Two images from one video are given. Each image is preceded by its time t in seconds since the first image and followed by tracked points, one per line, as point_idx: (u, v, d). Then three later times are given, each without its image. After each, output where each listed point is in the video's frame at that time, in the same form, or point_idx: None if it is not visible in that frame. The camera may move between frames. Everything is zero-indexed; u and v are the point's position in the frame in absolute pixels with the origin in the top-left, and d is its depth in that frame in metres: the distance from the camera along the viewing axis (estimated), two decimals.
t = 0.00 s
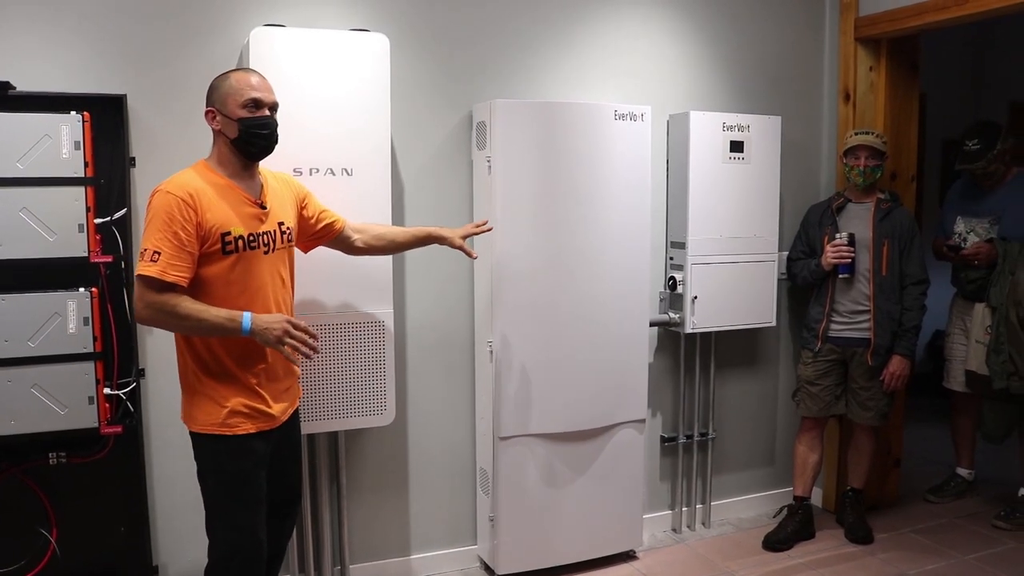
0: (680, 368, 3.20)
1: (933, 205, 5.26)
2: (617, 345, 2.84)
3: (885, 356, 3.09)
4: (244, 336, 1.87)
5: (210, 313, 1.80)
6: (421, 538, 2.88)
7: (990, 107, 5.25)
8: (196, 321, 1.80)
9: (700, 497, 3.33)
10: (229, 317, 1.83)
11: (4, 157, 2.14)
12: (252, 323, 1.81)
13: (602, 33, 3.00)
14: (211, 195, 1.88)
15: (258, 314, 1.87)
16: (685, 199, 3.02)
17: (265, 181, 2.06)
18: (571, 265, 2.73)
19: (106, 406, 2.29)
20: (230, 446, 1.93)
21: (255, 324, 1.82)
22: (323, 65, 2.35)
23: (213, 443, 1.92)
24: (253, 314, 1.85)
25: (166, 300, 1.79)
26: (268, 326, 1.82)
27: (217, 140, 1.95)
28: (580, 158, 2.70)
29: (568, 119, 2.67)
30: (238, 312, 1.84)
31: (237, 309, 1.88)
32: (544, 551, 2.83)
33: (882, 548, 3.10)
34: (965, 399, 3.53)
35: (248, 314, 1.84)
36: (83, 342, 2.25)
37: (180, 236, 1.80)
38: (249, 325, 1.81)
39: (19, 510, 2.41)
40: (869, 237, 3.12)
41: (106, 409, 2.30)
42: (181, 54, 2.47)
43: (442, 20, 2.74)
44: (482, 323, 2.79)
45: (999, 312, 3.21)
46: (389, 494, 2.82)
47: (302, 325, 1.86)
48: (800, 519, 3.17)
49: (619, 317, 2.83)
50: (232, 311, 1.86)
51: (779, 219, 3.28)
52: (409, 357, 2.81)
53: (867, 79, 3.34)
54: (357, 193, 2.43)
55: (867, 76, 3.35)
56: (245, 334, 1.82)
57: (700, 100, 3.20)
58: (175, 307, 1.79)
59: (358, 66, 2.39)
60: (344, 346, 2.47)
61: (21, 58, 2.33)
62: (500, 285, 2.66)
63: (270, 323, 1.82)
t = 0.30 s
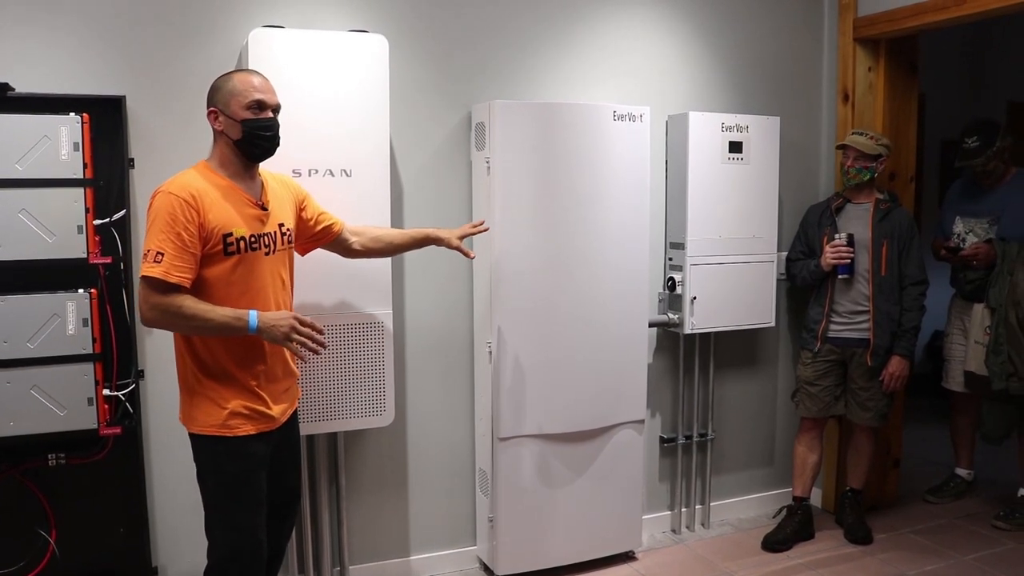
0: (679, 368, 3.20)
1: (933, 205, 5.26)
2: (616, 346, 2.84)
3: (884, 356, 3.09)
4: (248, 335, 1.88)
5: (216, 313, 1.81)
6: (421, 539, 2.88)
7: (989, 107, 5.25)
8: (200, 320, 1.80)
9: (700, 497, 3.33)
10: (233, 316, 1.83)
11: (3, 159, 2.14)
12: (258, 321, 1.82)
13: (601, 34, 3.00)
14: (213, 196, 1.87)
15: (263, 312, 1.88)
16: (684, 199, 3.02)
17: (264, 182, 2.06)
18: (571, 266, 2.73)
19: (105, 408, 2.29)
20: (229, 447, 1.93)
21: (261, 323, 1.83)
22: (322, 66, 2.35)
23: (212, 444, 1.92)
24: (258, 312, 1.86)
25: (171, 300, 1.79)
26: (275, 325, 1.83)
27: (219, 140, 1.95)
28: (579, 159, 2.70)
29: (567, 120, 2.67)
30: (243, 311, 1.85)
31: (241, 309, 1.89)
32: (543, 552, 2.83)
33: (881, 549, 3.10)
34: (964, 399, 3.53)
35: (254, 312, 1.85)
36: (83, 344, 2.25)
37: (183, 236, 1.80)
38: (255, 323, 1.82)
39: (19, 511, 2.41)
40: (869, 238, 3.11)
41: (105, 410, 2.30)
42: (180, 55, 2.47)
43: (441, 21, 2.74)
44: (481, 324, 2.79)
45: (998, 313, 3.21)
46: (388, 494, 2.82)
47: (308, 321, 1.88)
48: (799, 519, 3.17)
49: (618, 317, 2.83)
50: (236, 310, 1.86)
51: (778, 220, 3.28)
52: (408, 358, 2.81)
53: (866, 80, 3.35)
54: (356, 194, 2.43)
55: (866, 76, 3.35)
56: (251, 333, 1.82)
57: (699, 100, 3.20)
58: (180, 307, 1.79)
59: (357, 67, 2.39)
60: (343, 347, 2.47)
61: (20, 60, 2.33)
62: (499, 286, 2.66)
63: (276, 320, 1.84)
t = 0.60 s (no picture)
0: (679, 369, 3.20)
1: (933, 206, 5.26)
2: (615, 346, 2.84)
3: (884, 357, 3.09)
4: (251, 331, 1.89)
5: (225, 308, 1.78)
6: (420, 539, 2.88)
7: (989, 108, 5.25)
8: (210, 319, 1.78)
9: (699, 498, 3.33)
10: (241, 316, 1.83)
11: (3, 158, 2.14)
12: (268, 313, 1.78)
13: (601, 34, 3.00)
14: (219, 195, 1.87)
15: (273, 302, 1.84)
16: (684, 199, 3.02)
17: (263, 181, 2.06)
18: (571, 265, 2.74)
19: (105, 407, 2.30)
20: (230, 448, 1.93)
21: (271, 314, 1.79)
22: (322, 66, 2.35)
23: (212, 445, 1.92)
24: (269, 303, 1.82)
25: (180, 300, 1.77)
26: (285, 312, 1.78)
27: (228, 139, 1.94)
28: (579, 158, 2.70)
29: (568, 120, 2.67)
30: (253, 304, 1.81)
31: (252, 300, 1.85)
32: (542, 552, 2.83)
33: (881, 550, 3.10)
34: (963, 400, 3.54)
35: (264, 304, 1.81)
36: (83, 343, 2.25)
37: (191, 236, 1.79)
38: (265, 316, 1.79)
39: (19, 511, 2.41)
40: (869, 238, 3.12)
41: (106, 410, 2.30)
42: (180, 55, 2.47)
43: (441, 21, 2.74)
44: (481, 324, 2.79)
45: (998, 315, 3.21)
46: (388, 494, 2.82)
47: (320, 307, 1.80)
48: (799, 520, 3.17)
49: (619, 318, 2.83)
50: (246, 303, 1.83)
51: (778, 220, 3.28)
52: (408, 358, 2.81)
53: (866, 80, 3.35)
54: (356, 194, 2.43)
55: (866, 77, 3.35)
56: (262, 325, 1.79)
57: (699, 101, 3.20)
58: (190, 307, 1.77)
59: (357, 67, 2.39)
60: (342, 347, 2.47)
61: (20, 60, 2.33)
62: (500, 285, 2.66)
63: (286, 311, 1.78)
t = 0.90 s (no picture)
0: (679, 369, 3.20)
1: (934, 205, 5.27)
2: (616, 346, 2.84)
3: (885, 356, 3.09)
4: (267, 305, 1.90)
5: (260, 282, 1.79)
6: (421, 539, 2.88)
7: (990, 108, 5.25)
8: (253, 300, 1.79)
9: (700, 498, 3.33)
10: (263, 306, 1.87)
11: (4, 158, 2.14)
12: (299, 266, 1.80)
13: (601, 34, 3.00)
14: (233, 193, 1.86)
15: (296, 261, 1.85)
16: (685, 199, 3.02)
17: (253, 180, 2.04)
18: (571, 265, 2.74)
19: (105, 408, 2.30)
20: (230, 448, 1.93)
21: (307, 266, 1.79)
22: (323, 66, 2.36)
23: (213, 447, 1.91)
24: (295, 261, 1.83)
25: (218, 289, 1.76)
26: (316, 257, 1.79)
27: (248, 143, 1.92)
28: (579, 158, 2.71)
29: (568, 120, 2.67)
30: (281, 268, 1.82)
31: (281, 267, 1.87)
32: (542, 553, 2.83)
33: (881, 549, 3.10)
34: (963, 400, 3.54)
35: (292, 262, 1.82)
36: (84, 343, 2.25)
37: (220, 232, 1.79)
38: (299, 269, 1.80)
39: (19, 512, 2.41)
40: (869, 238, 3.12)
41: (106, 410, 2.30)
42: (180, 56, 2.47)
43: (441, 21, 2.75)
44: (482, 324, 2.79)
45: (999, 314, 3.21)
46: (388, 495, 2.82)
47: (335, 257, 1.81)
48: (800, 519, 3.16)
49: (619, 318, 2.83)
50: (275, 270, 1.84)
51: (778, 220, 3.28)
52: (409, 359, 2.81)
53: (866, 80, 3.35)
54: (356, 194, 2.43)
55: (866, 76, 3.35)
56: (301, 280, 1.81)
57: (699, 100, 3.20)
58: (233, 293, 1.76)
59: (357, 67, 2.40)
60: (342, 348, 2.47)
61: (21, 60, 2.33)
62: (500, 285, 2.66)
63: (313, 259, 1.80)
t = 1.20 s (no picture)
0: (681, 369, 3.20)
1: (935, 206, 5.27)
2: (617, 346, 2.84)
3: (886, 356, 3.08)
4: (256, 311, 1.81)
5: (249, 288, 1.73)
6: (422, 539, 2.88)
7: (991, 108, 5.25)
8: (239, 308, 1.71)
9: (702, 498, 3.33)
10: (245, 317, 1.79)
11: (5, 158, 2.15)
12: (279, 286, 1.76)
13: (602, 34, 3.00)
14: (216, 192, 1.77)
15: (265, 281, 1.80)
16: (686, 200, 3.02)
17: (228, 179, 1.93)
18: (572, 265, 2.74)
19: (107, 407, 2.30)
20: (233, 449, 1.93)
21: (284, 287, 1.77)
22: (324, 66, 2.36)
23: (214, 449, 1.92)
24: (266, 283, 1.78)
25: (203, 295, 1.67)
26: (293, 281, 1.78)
27: (217, 143, 1.81)
28: (580, 159, 2.71)
29: (568, 120, 2.67)
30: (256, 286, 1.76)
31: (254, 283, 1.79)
32: (543, 553, 2.83)
33: (884, 550, 3.09)
34: (964, 401, 3.53)
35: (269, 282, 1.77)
36: (86, 344, 2.26)
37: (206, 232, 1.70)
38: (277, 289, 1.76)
39: (21, 512, 2.41)
40: (871, 238, 3.11)
41: (107, 410, 2.30)
42: (181, 56, 2.48)
43: (442, 21, 2.75)
44: (483, 324, 2.79)
45: (999, 314, 3.21)
46: (390, 495, 2.82)
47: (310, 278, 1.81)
48: (801, 520, 3.16)
49: (620, 318, 2.83)
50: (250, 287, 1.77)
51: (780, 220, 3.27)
52: (410, 359, 2.81)
53: (867, 80, 3.34)
54: (357, 194, 2.43)
55: (867, 77, 3.34)
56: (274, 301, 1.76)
57: (701, 100, 3.20)
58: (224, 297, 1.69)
59: (358, 67, 2.40)
60: (343, 348, 2.47)
61: (22, 61, 2.34)
62: (502, 285, 2.66)
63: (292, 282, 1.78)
